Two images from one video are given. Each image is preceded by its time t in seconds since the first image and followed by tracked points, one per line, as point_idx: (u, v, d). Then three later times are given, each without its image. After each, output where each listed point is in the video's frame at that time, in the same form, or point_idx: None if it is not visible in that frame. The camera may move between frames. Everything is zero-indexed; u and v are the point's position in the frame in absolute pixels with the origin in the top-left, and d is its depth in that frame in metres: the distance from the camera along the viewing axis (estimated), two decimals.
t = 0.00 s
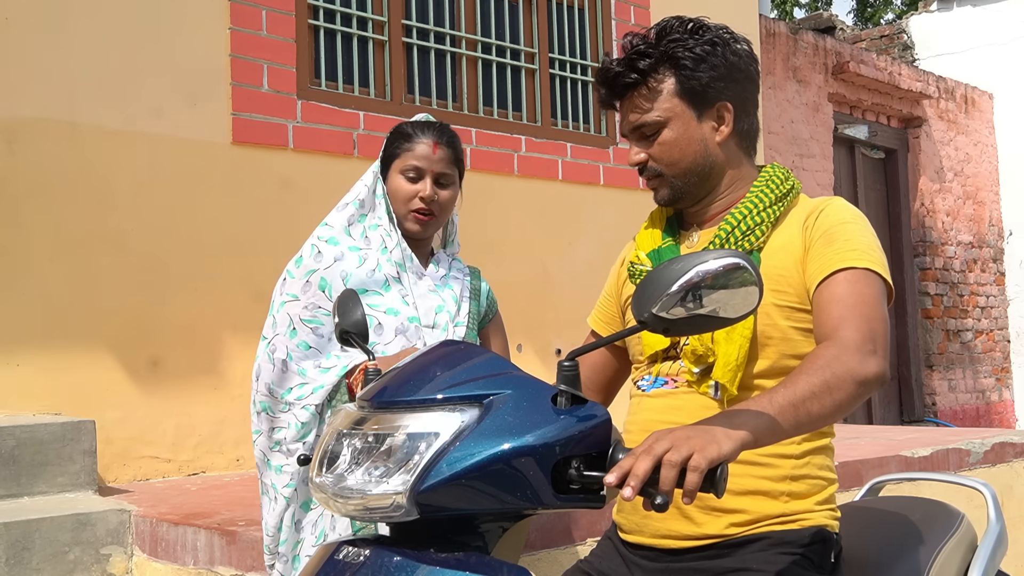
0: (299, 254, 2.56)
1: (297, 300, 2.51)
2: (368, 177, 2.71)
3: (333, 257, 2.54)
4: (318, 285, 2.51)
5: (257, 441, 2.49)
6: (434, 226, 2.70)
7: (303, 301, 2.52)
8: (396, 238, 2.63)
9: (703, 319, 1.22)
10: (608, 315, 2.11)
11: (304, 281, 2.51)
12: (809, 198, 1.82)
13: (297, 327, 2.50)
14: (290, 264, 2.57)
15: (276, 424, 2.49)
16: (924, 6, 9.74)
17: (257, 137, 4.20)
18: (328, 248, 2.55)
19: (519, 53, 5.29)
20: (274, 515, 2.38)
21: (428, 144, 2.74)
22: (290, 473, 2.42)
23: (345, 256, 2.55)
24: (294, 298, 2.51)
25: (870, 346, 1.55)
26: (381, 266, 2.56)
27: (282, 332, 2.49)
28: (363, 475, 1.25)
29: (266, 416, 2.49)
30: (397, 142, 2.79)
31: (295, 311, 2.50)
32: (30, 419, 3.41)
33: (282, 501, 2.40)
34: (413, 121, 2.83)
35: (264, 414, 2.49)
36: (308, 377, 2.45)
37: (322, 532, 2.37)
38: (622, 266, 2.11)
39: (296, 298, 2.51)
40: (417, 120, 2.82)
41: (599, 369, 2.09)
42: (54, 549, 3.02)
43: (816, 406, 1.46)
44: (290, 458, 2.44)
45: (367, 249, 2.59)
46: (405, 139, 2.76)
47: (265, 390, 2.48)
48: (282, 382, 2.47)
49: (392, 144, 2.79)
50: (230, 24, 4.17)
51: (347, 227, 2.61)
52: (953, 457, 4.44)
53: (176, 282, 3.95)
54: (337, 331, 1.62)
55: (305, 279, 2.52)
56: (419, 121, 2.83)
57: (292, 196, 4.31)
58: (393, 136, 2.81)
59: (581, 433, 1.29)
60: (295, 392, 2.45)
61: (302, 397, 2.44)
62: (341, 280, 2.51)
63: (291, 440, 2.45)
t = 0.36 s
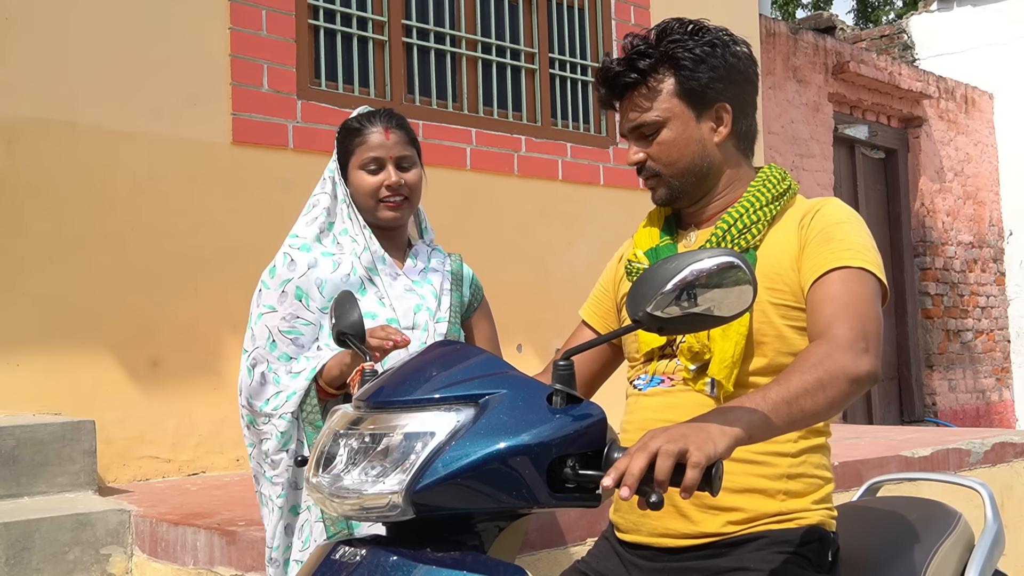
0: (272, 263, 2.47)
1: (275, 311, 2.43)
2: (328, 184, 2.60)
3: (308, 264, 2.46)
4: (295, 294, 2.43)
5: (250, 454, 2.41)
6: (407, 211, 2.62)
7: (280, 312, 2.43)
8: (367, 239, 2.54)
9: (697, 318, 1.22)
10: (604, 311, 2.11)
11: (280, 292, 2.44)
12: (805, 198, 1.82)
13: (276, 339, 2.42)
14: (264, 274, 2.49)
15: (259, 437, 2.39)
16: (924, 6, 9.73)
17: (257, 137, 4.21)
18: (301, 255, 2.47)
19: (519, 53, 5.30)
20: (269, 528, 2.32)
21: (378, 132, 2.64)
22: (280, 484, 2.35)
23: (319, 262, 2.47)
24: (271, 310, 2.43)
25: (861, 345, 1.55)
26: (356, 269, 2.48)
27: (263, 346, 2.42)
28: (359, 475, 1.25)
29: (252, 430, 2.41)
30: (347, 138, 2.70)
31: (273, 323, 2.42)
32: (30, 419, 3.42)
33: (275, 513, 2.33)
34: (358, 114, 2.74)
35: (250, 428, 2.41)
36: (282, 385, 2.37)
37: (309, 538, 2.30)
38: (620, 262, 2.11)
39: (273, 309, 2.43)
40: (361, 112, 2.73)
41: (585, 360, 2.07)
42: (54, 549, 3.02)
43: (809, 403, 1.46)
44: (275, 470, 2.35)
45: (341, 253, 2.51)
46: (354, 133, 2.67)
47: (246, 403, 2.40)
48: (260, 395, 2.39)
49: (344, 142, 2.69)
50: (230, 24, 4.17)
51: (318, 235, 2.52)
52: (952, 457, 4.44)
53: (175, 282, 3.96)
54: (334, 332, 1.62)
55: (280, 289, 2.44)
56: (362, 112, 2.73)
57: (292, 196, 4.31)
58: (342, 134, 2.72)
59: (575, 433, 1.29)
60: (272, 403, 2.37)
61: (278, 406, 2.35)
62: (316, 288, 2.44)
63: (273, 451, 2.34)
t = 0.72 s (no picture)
0: (250, 272, 2.40)
1: (258, 321, 2.36)
2: (292, 177, 2.56)
3: (287, 269, 2.39)
4: (278, 302, 2.36)
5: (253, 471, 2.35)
6: (373, 209, 2.55)
7: (264, 321, 2.36)
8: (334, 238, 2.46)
9: (697, 318, 1.22)
10: (601, 312, 2.11)
11: (262, 301, 2.36)
12: (801, 197, 1.82)
13: (262, 348, 2.36)
14: (242, 283, 2.41)
15: (261, 451, 2.32)
16: (924, 6, 9.73)
17: (256, 137, 4.21)
18: (279, 261, 2.40)
19: (519, 53, 5.29)
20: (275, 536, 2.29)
21: (338, 130, 2.58)
22: (287, 498, 2.29)
23: (298, 266, 2.40)
24: (254, 320, 2.36)
25: (851, 340, 1.56)
26: (333, 271, 2.43)
27: (249, 355, 2.36)
28: (359, 476, 1.25)
29: (252, 444, 2.34)
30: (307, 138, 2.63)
31: (257, 332, 2.36)
32: (29, 419, 3.42)
33: (282, 523, 2.28)
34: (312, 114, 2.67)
35: (250, 442, 2.34)
36: (282, 395, 2.31)
37: (305, 541, 2.25)
38: (617, 264, 2.11)
39: (256, 318, 2.36)
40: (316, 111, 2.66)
41: (584, 363, 2.07)
42: (54, 549, 3.02)
43: (802, 398, 1.46)
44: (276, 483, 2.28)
45: (319, 251, 2.45)
46: (314, 131, 2.60)
47: (246, 417, 2.35)
48: (257, 406, 2.32)
49: (304, 142, 2.63)
50: (230, 24, 4.17)
51: (293, 235, 2.45)
52: (952, 457, 4.43)
53: (175, 281, 3.96)
54: (333, 333, 1.62)
55: (262, 297, 2.36)
56: (320, 110, 2.67)
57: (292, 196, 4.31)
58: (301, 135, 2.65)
59: (574, 433, 1.29)
60: (274, 414, 2.30)
61: (283, 416, 2.29)
62: (300, 294, 2.38)
63: (279, 463, 2.29)
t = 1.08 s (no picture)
0: (230, 281, 2.36)
1: (244, 329, 2.34)
2: (256, 185, 2.55)
3: (269, 275, 2.35)
4: (262, 308, 2.34)
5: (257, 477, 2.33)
6: (336, 212, 2.54)
7: (251, 329, 2.35)
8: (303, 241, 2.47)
9: (693, 317, 1.23)
10: (601, 312, 2.11)
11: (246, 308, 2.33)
12: (799, 198, 1.83)
13: (250, 355, 2.34)
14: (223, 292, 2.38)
15: (270, 458, 2.28)
16: (924, 6, 9.73)
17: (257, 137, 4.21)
18: (260, 267, 2.36)
19: (519, 53, 5.30)
20: (281, 540, 2.28)
21: (294, 133, 2.55)
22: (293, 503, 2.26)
23: (279, 270, 2.37)
24: (239, 328, 2.34)
25: (850, 339, 1.56)
26: (313, 274, 2.42)
27: (240, 363, 2.33)
28: (358, 475, 1.25)
29: (258, 452, 2.30)
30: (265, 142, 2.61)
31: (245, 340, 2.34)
32: (29, 419, 3.42)
33: (289, 526, 2.26)
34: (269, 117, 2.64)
35: (257, 451, 2.30)
36: (287, 399, 2.26)
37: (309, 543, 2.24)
38: (618, 264, 2.11)
39: (242, 326, 2.34)
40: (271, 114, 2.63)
41: (585, 362, 2.07)
42: (54, 549, 3.02)
43: (801, 397, 1.46)
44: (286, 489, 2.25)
45: (297, 252, 2.45)
46: (270, 136, 2.58)
47: (250, 424, 2.30)
48: (263, 413, 2.28)
49: (262, 147, 2.61)
50: (230, 24, 4.17)
51: (268, 240, 2.43)
52: (952, 457, 4.43)
53: (175, 281, 3.96)
54: (332, 334, 1.63)
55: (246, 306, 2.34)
56: (275, 112, 2.64)
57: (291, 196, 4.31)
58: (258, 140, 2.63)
59: (573, 432, 1.29)
60: (285, 419, 2.25)
61: (294, 420, 2.24)
62: (284, 301, 2.36)
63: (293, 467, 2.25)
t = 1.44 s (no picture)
0: (222, 288, 2.36)
1: (235, 336, 2.34)
2: (244, 187, 2.56)
3: (260, 282, 2.35)
4: (254, 316, 2.33)
5: (250, 486, 2.31)
6: (324, 213, 2.54)
7: (242, 336, 2.34)
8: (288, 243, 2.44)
9: (693, 317, 1.22)
10: (601, 312, 2.11)
11: (237, 316, 2.33)
12: (799, 198, 1.82)
13: (241, 361, 2.33)
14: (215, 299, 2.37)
15: (266, 465, 2.27)
16: (925, 6, 9.72)
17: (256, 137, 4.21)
18: (251, 274, 2.36)
19: (519, 53, 5.29)
20: (278, 548, 2.26)
21: (281, 134, 2.55)
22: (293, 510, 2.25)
23: (271, 277, 2.37)
24: (231, 335, 2.34)
25: (851, 342, 1.56)
26: (303, 280, 2.41)
27: (233, 369, 2.32)
28: (357, 475, 1.25)
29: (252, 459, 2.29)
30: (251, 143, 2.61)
31: (237, 348, 2.34)
32: (29, 419, 3.42)
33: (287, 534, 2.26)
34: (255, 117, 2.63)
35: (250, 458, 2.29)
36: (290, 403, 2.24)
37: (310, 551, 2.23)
38: (618, 263, 2.11)
39: (233, 333, 2.34)
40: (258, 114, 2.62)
41: (585, 362, 2.07)
42: (54, 549, 3.02)
43: (802, 400, 1.46)
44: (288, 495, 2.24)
45: (287, 257, 2.44)
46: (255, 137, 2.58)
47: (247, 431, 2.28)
48: (262, 418, 2.27)
49: (248, 148, 2.61)
50: (230, 24, 4.17)
51: (259, 245, 2.44)
52: (952, 457, 4.43)
53: (175, 281, 3.96)
54: (332, 334, 1.63)
55: (237, 313, 2.33)
56: (261, 112, 2.63)
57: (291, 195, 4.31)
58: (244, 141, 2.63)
59: (572, 432, 1.29)
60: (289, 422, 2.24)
61: (298, 425, 2.23)
62: (276, 308, 2.35)
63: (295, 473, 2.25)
